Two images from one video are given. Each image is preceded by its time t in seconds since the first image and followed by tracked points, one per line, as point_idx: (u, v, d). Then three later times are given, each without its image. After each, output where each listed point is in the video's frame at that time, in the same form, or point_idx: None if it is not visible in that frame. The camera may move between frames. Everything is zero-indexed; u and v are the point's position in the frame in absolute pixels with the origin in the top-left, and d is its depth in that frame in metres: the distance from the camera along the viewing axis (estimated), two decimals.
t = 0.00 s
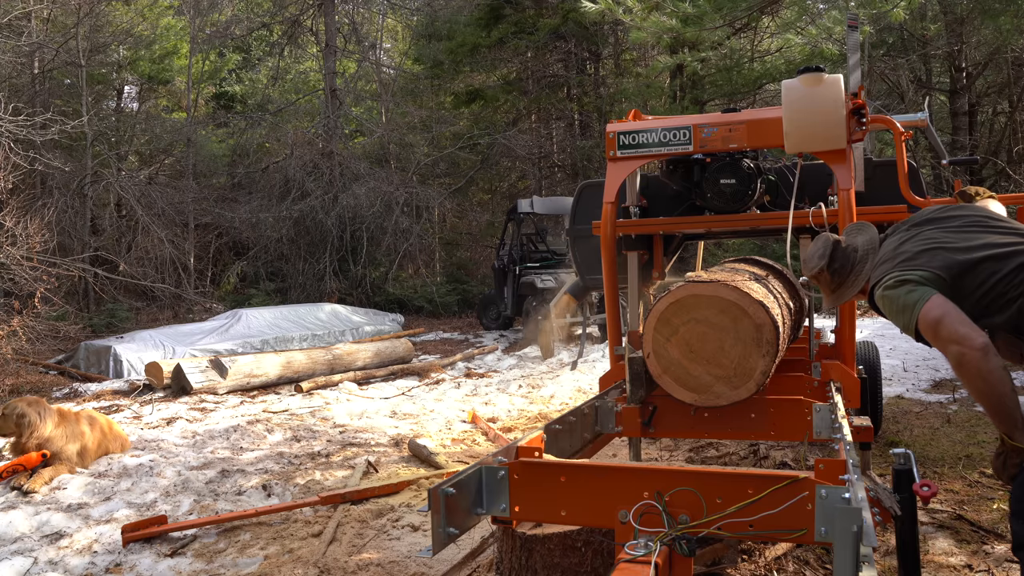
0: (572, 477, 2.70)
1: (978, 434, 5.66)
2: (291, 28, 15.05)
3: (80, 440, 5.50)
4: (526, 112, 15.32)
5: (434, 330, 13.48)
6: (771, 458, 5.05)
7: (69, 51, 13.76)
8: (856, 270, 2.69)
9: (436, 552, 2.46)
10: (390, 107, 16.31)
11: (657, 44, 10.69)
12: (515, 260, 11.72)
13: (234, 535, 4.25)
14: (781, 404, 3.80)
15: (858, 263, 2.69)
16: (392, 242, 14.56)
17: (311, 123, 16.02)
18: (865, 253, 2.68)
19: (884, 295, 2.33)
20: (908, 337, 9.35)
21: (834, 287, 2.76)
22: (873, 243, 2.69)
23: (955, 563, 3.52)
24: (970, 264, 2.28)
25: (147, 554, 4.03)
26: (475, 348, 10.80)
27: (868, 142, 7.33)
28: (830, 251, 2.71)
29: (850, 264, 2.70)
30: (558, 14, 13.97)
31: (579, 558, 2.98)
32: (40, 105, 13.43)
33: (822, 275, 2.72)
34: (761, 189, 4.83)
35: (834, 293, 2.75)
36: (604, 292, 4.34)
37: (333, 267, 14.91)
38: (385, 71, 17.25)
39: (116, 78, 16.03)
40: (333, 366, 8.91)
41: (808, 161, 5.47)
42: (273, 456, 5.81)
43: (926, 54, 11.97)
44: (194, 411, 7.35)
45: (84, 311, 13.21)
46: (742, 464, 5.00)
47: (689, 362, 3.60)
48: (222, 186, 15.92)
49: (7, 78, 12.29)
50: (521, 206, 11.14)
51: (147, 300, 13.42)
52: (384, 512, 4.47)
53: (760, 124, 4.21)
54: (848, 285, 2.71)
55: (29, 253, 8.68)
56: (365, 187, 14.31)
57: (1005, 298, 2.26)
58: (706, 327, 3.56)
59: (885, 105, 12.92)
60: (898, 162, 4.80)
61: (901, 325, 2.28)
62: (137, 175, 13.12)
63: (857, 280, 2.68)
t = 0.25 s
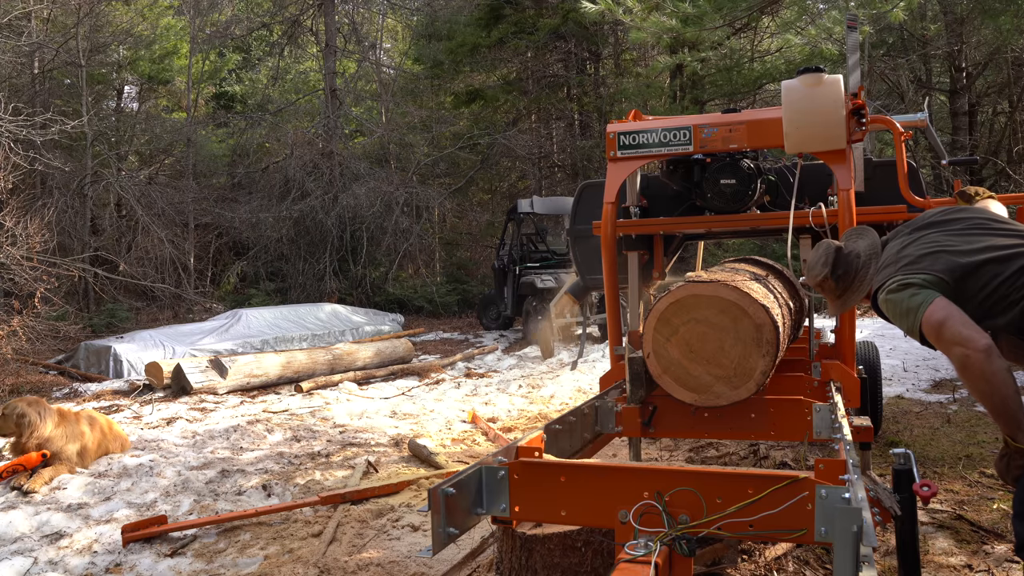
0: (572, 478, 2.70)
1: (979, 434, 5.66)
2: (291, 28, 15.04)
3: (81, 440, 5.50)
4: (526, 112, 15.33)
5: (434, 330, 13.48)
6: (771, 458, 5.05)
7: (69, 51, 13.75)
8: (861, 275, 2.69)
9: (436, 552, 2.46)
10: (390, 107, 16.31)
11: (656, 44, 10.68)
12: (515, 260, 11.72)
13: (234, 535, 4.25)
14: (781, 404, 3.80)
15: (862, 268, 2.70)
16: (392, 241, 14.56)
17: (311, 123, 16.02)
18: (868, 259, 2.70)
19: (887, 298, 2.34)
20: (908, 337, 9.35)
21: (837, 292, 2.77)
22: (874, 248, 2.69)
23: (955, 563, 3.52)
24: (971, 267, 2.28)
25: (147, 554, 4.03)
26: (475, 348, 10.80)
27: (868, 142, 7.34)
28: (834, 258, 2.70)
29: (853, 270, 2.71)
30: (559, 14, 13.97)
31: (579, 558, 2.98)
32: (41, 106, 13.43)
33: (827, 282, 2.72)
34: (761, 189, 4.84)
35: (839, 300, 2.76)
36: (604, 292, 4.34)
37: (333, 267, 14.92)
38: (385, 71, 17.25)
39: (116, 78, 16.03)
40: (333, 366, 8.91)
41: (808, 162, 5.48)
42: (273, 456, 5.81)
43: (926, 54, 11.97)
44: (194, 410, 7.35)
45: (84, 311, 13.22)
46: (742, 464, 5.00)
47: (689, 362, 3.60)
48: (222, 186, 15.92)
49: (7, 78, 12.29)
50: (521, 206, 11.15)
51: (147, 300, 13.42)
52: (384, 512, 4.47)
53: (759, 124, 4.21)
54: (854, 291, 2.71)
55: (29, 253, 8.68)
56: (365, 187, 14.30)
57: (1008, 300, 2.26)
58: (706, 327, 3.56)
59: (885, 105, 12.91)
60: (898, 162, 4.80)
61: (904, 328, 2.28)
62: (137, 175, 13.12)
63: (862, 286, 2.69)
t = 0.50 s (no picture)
0: (572, 478, 2.70)
1: (979, 434, 5.67)
2: (291, 28, 15.04)
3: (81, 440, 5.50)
4: (526, 112, 15.33)
5: (434, 330, 13.48)
6: (772, 458, 5.05)
7: (69, 51, 13.74)
8: (861, 277, 2.70)
9: (436, 552, 2.46)
10: (390, 107, 16.32)
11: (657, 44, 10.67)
12: (515, 260, 11.72)
13: (234, 535, 4.25)
14: (781, 404, 3.80)
15: (862, 271, 2.70)
16: (392, 241, 14.55)
17: (311, 123, 16.02)
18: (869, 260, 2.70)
19: (888, 299, 2.34)
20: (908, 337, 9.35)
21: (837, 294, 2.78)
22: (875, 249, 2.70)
23: (955, 564, 3.52)
24: (972, 268, 2.28)
25: (147, 554, 4.03)
26: (475, 348, 10.80)
27: (868, 142, 7.35)
28: (834, 259, 2.70)
29: (853, 272, 2.72)
30: (558, 14, 13.97)
31: (579, 558, 2.98)
32: (41, 106, 13.42)
33: (828, 285, 2.73)
34: (761, 189, 4.84)
35: (840, 301, 2.77)
36: (605, 292, 4.34)
37: (333, 267, 14.92)
38: (385, 71, 17.26)
39: (116, 78, 16.03)
40: (333, 366, 8.91)
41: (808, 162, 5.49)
42: (273, 456, 5.81)
43: (926, 54, 11.97)
44: (194, 411, 7.35)
45: (85, 311, 13.21)
46: (742, 464, 5.00)
47: (689, 362, 3.60)
48: (222, 186, 15.93)
49: (7, 78, 12.28)
50: (522, 206, 11.15)
51: (147, 300, 13.42)
52: (384, 512, 4.47)
53: (759, 125, 4.22)
54: (855, 292, 2.72)
55: (29, 253, 8.67)
56: (365, 187, 14.30)
57: (1008, 301, 2.26)
58: (706, 327, 3.56)
59: (885, 105, 12.91)
60: (898, 162, 4.80)
61: (905, 329, 2.28)
62: (137, 175, 13.12)
63: (862, 288, 2.70)
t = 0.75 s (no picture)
0: (572, 478, 2.70)
1: (979, 434, 5.66)
2: (291, 28, 15.03)
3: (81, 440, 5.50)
4: (526, 112, 15.33)
5: (434, 330, 13.48)
6: (771, 458, 5.05)
7: (69, 50, 13.73)
8: (861, 277, 2.70)
9: (436, 552, 2.46)
10: (390, 107, 16.32)
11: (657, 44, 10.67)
12: (515, 260, 11.71)
13: (234, 535, 4.25)
14: (781, 404, 3.80)
15: (863, 271, 2.70)
16: (392, 241, 14.54)
17: (311, 123, 16.03)
18: (869, 259, 2.69)
19: (887, 299, 2.34)
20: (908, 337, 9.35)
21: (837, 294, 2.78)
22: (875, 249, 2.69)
23: (955, 564, 3.52)
24: (971, 268, 2.28)
25: (147, 554, 4.03)
26: (475, 348, 10.80)
27: (868, 142, 7.35)
28: (834, 260, 2.71)
29: (853, 272, 2.72)
30: (559, 14, 13.97)
31: (579, 558, 2.98)
32: (41, 106, 13.43)
33: (828, 285, 2.73)
34: (761, 190, 4.84)
35: (841, 301, 2.78)
36: (605, 292, 4.33)
37: (333, 267, 14.91)
38: (384, 71, 17.27)
39: (116, 78, 16.04)
40: (333, 366, 8.91)
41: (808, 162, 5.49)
42: (273, 456, 5.81)
43: (926, 54, 11.97)
44: (194, 411, 7.35)
45: (84, 311, 13.21)
46: (742, 464, 5.00)
47: (689, 362, 3.60)
48: (222, 186, 15.93)
49: (7, 78, 12.28)
50: (522, 206, 11.15)
51: (147, 300, 13.42)
52: (384, 512, 4.47)
53: (760, 125, 4.22)
54: (856, 292, 2.73)
55: (29, 253, 8.67)
56: (365, 187, 14.29)
57: (1006, 301, 2.26)
58: (706, 327, 3.56)
59: (885, 105, 12.91)
60: (897, 162, 4.80)
61: (904, 329, 2.28)
62: (137, 175, 13.11)
63: (862, 288, 2.70)
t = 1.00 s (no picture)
0: (572, 478, 2.70)
1: (979, 434, 5.66)
2: (291, 28, 15.03)
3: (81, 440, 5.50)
4: (526, 112, 15.33)
5: (434, 330, 13.48)
6: (771, 458, 5.05)
7: (69, 50, 13.73)
8: (861, 277, 2.70)
9: (436, 552, 2.46)
10: (390, 107, 16.32)
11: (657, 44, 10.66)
12: (515, 260, 11.71)
13: (234, 535, 4.25)
14: (781, 404, 3.80)
15: (863, 271, 2.70)
16: (392, 241, 14.54)
17: (311, 123, 16.03)
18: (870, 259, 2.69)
19: (886, 299, 2.34)
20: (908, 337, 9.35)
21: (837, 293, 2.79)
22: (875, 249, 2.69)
23: (955, 564, 3.52)
24: (970, 268, 2.28)
25: (147, 554, 4.03)
26: (475, 348, 10.80)
27: (868, 141, 7.35)
28: (834, 261, 2.71)
29: (853, 273, 2.72)
30: (559, 14, 13.96)
31: (579, 558, 2.98)
32: (41, 106, 13.42)
33: (828, 285, 2.73)
34: (761, 190, 4.84)
35: (841, 301, 2.79)
36: (606, 292, 4.33)
37: (333, 267, 14.91)
38: (384, 71, 17.27)
39: (116, 78, 16.04)
40: (333, 366, 8.92)
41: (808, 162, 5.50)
42: (273, 456, 5.81)
43: (926, 54, 11.97)
44: (194, 411, 7.35)
45: (84, 311, 13.21)
46: (742, 465, 5.00)
47: (689, 362, 3.60)
48: (222, 186, 15.93)
49: (7, 78, 12.28)
50: (522, 206, 11.15)
51: (147, 300, 13.42)
52: (384, 512, 4.47)
53: (760, 125, 4.22)
54: (856, 292, 2.73)
55: (29, 253, 8.66)
56: (365, 187, 14.28)
57: (1005, 302, 2.26)
58: (706, 327, 3.56)
59: (885, 105, 12.91)
60: (897, 162, 4.80)
61: (904, 329, 2.28)
62: (137, 175, 13.11)
63: (863, 289, 2.71)
